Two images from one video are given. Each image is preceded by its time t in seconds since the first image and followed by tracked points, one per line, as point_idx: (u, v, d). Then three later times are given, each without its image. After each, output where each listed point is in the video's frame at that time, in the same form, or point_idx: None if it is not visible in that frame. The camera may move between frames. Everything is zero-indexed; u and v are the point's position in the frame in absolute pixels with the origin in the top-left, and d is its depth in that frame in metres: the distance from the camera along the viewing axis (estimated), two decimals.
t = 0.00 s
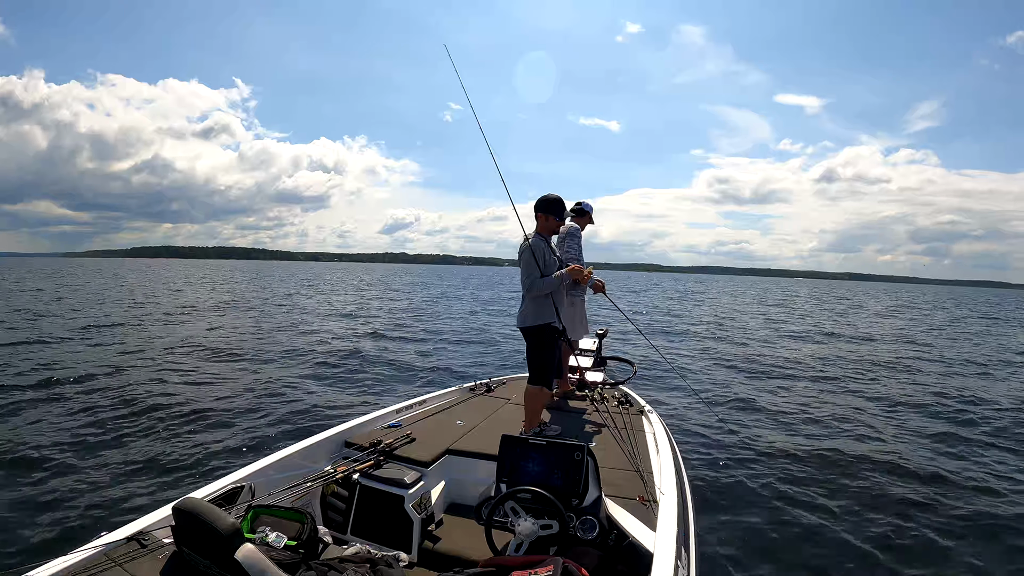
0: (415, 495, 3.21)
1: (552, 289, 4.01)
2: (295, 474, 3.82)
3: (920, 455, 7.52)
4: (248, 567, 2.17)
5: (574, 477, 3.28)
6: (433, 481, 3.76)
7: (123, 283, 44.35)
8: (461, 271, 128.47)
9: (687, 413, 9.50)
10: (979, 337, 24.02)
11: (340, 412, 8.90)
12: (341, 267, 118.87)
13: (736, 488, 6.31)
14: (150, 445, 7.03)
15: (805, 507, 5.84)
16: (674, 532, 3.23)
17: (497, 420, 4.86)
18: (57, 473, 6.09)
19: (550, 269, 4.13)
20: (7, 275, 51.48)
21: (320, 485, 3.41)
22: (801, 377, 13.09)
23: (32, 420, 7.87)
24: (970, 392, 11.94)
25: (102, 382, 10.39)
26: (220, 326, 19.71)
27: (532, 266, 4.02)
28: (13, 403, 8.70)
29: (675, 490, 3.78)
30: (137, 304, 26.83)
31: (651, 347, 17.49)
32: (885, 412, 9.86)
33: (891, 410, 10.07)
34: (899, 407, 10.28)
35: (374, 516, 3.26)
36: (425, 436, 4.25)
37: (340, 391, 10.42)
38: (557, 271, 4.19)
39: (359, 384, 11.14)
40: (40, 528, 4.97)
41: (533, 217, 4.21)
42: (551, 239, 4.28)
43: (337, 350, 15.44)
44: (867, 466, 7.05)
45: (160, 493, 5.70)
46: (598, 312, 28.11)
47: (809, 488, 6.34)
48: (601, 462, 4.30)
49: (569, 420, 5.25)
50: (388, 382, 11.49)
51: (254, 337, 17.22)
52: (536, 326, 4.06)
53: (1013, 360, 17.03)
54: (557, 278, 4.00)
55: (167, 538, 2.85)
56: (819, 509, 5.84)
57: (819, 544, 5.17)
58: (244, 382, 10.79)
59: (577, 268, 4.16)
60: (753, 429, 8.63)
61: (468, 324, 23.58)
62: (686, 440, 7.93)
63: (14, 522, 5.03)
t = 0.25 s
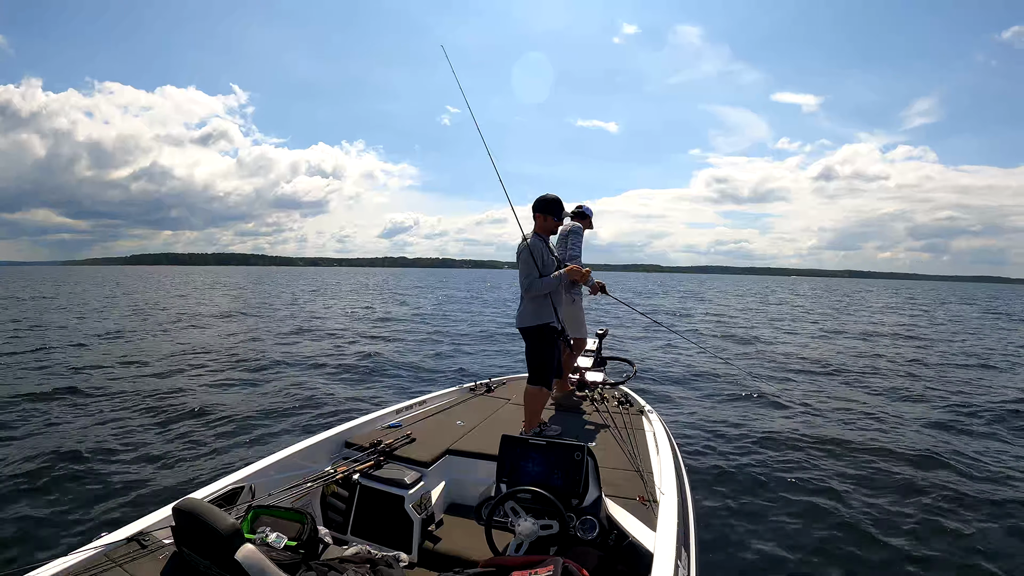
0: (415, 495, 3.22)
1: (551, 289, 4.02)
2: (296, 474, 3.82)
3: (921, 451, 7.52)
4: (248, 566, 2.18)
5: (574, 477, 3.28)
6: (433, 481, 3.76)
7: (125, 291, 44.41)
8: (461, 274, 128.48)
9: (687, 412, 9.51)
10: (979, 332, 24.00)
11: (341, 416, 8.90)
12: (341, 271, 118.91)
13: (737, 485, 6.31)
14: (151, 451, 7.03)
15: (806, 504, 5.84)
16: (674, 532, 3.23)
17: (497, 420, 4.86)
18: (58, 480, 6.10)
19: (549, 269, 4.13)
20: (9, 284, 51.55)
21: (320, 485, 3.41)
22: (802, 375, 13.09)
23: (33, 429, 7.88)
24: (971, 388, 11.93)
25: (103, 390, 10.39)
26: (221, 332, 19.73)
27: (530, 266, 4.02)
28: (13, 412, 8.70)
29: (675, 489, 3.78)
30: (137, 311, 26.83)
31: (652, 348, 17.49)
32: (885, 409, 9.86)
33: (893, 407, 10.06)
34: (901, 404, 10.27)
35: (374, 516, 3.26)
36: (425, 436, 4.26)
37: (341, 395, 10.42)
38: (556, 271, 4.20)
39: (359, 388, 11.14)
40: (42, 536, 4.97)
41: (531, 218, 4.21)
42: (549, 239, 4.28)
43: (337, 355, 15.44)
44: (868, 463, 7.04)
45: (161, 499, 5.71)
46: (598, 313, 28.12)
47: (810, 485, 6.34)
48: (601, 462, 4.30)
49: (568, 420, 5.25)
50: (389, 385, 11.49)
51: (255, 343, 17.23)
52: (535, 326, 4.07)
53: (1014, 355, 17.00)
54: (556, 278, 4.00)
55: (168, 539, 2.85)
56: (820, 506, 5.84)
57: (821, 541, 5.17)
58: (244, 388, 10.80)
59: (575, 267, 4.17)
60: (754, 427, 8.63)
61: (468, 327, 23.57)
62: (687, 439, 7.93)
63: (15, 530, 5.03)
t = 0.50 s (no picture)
0: (414, 495, 3.22)
1: (552, 289, 4.02)
2: (295, 475, 3.82)
3: (921, 451, 7.51)
4: (248, 566, 2.18)
5: (575, 477, 3.28)
6: (433, 482, 3.76)
7: (126, 292, 44.44)
8: (461, 275, 128.52)
9: (688, 413, 9.51)
10: (979, 333, 23.98)
11: (341, 417, 8.89)
12: (341, 272, 118.89)
13: (737, 486, 6.31)
14: (151, 452, 7.03)
15: (806, 505, 5.84)
16: (674, 532, 3.23)
17: (497, 420, 4.86)
18: (58, 481, 6.09)
19: (550, 269, 4.14)
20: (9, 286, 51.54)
21: (320, 485, 3.41)
22: (802, 376, 13.08)
23: (33, 429, 7.88)
24: (971, 388, 11.93)
25: (103, 390, 10.39)
26: (221, 333, 19.73)
27: (532, 266, 4.03)
28: (14, 412, 8.70)
29: (675, 489, 3.78)
30: (137, 312, 26.80)
31: (652, 348, 17.49)
32: (886, 409, 9.86)
33: (893, 407, 10.07)
34: (901, 404, 10.28)
35: (374, 516, 3.26)
36: (425, 436, 4.26)
37: (341, 396, 10.41)
38: (557, 271, 4.20)
39: (359, 389, 11.14)
40: (42, 537, 4.97)
41: (533, 217, 4.22)
42: (551, 239, 4.29)
43: (337, 355, 15.43)
44: (868, 463, 7.04)
45: (160, 499, 5.70)
46: (598, 313, 28.11)
47: (810, 486, 6.34)
48: (601, 462, 4.30)
49: (569, 420, 5.25)
50: (389, 386, 11.48)
51: (254, 344, 17.24)
52: (536, 326, 4.07)
53: (1014, 355, 16.98)
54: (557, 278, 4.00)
55: (168, 539, 2.85)
56: (820, 507, 5.83)
57: (821, 542, 5.16)
58: (245, 389, 10.79)
59: (576, 267, 4.17)
60: (755, 427, 8.62)
61: (468, 328, 23.57)
62: (687, 439, 7.92)
63: (16, 531, 5.03)
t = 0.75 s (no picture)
0: (414, 495, 3.21)
1: (556, 290, 4.02)
2: (295, 475, 3.81)
3: (919, 456, 7.52)
4: (248, 566, 2.17)
5: (575, 477, 3.28)
6: (433, 481, 3.75)
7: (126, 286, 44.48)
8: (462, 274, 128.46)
9: (687, 414, 9.50)
10: (978, 338, 23.98)
11: (340, 414, 8.89)
12: (340, 269, 118.90)
13: (736, 488, 6.31)
14: (151, 446, 7.02)
15: (804, 508, 5.84)
16: (674, 532, 3.23)
17: (497, 420, 4.85)
18: (57, 475, 6.08)
19: (555, 269, 4.13)
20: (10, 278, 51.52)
21: (320, 485, 3.40)
22: (801, 379, 13.08)
23: (32, 422, 7.87)
24: (970, 393, 11.92)
25: (102, 384, 10.37)
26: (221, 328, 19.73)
27: (536, 266, 4.02)
28: (13, 405, 8.68)
29: (675, 489, 3.78)
30: (136, 306, 26.76)
31: (651, 350, 17.49)
32: (885, 413, 9.86)
33: (892, 411, 10.06)
34: (900, 409, 10.28)
35: (374, 516, 3.26)
36: (425, 436, 4.25)
37: (340, 393, 10.40)
38: (562, 271, 4.19)
39: (359, 386, 11.13)
40: (40, 531, 4.95)
41: (539, 217, 4.20)
42: (556, 239, 4.28)
43: (337, 352, 15.42)
44: (867, 467, 7.04)
45: (159, 494, 5.70)
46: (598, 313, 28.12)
47: (809, 489, 6.33)
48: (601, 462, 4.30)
49: (569, 420, 5.25)
50: (388, 384, 11.47)
51: (254, 339, 17.24)
52: (540, 326, 4.07)
53: (1013, 362, 16.98)
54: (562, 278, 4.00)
55: (168, 538, 2.85)
56: (819, 509, 5.83)
57: (819, 544, 5.16)
58: (244, 385, 10.77)
59: (581, 268, 4.16)
60: (754, 430, 8.62)
61: (468, 327, 23.55)
62: (686, 441, 7.93)
63: (13, 524, 5.01)
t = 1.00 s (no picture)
0: (414, 495, 3.21)
1: (559, 290, 4.01)
2: (295, 475, 3.81)
3: (918, 458, 7.53)
4: (248, 566, 2.17)
5: (575, 477, 3.28)
6: (433, 481, 3.75)
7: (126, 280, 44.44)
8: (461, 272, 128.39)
9: (686, 415, 9.51)
10: (977, 342, 24.02)
11: (340, 411, 8.89)
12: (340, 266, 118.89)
13: (735, 489, 6.32)
14: (150, 442, 7.01)
15: (804, 510, 5.85)
16: (674, 532, 3.23)
17: (497, 420, 4.85)
18: (56, 469, 6.07)
19: (558, 269, 4.13)
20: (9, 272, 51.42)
21: (320, 485, 3.40)
22: (801, 380, 13.09)
23: (33, 416, 7.87)
24: (968, 396, 11.95)
25: (101, 379, 10.35)
26: (220, 323, 19.72)
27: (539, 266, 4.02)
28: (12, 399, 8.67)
29: (675, 490, 3.78)
30: (136, 301, 26.73)
31: (651, 350, 17.51)
32: (884, 416, 9.88)
33: (891, 414, 10.07)
34: (899, 411, 10.29)
35: (374, 515, 3.26)
36: (425, 436, 4.24)
37: (340, 390, 10.41)
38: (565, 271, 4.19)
39: (358, 383, 11.13)
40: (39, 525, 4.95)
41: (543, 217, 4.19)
42: (559, 239, 4.27)
43: (337, 349, 15.42)
44: (866, 469, 7.05)
45: (158, 490, 5.69)
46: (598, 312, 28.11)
47: (807, 490, 6.34)
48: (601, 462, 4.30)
49: (569, 420, 5.25)
50: (388, 381, 11.47)
51: (254, 335, 17.22)
52: (541, 326, 4.07)
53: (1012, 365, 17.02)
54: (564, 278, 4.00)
55: (168, 538, 2.84)
56: (817, 511, 5.84)
57: (818, 546, 5.17)
58: (243, 381, 10.77)
59: (584, 268, 4.16)
60: (753, 431, 8.63)
61: (468, 325, 23.55)
62: (685, 442, 7.94)
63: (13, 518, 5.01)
